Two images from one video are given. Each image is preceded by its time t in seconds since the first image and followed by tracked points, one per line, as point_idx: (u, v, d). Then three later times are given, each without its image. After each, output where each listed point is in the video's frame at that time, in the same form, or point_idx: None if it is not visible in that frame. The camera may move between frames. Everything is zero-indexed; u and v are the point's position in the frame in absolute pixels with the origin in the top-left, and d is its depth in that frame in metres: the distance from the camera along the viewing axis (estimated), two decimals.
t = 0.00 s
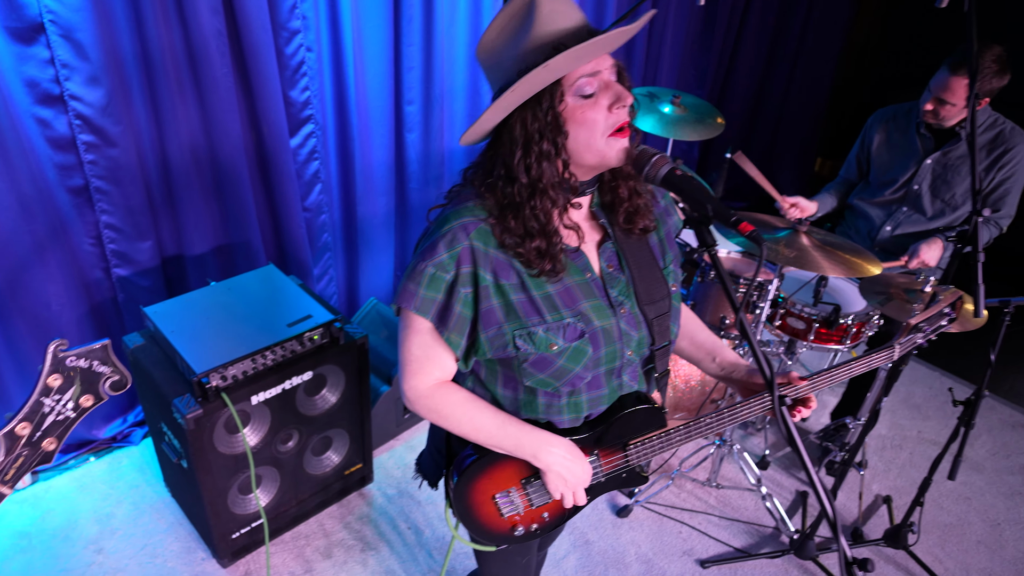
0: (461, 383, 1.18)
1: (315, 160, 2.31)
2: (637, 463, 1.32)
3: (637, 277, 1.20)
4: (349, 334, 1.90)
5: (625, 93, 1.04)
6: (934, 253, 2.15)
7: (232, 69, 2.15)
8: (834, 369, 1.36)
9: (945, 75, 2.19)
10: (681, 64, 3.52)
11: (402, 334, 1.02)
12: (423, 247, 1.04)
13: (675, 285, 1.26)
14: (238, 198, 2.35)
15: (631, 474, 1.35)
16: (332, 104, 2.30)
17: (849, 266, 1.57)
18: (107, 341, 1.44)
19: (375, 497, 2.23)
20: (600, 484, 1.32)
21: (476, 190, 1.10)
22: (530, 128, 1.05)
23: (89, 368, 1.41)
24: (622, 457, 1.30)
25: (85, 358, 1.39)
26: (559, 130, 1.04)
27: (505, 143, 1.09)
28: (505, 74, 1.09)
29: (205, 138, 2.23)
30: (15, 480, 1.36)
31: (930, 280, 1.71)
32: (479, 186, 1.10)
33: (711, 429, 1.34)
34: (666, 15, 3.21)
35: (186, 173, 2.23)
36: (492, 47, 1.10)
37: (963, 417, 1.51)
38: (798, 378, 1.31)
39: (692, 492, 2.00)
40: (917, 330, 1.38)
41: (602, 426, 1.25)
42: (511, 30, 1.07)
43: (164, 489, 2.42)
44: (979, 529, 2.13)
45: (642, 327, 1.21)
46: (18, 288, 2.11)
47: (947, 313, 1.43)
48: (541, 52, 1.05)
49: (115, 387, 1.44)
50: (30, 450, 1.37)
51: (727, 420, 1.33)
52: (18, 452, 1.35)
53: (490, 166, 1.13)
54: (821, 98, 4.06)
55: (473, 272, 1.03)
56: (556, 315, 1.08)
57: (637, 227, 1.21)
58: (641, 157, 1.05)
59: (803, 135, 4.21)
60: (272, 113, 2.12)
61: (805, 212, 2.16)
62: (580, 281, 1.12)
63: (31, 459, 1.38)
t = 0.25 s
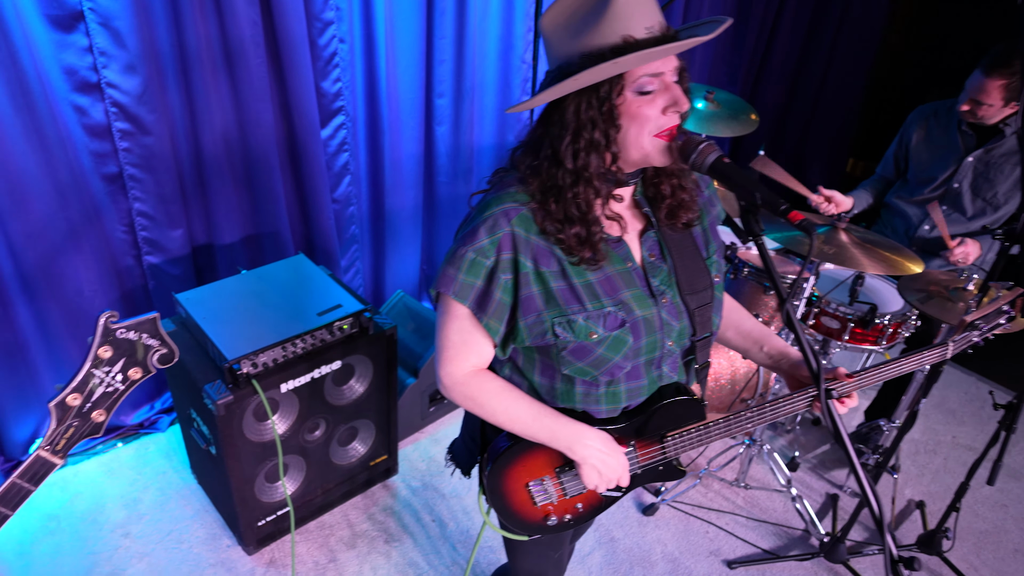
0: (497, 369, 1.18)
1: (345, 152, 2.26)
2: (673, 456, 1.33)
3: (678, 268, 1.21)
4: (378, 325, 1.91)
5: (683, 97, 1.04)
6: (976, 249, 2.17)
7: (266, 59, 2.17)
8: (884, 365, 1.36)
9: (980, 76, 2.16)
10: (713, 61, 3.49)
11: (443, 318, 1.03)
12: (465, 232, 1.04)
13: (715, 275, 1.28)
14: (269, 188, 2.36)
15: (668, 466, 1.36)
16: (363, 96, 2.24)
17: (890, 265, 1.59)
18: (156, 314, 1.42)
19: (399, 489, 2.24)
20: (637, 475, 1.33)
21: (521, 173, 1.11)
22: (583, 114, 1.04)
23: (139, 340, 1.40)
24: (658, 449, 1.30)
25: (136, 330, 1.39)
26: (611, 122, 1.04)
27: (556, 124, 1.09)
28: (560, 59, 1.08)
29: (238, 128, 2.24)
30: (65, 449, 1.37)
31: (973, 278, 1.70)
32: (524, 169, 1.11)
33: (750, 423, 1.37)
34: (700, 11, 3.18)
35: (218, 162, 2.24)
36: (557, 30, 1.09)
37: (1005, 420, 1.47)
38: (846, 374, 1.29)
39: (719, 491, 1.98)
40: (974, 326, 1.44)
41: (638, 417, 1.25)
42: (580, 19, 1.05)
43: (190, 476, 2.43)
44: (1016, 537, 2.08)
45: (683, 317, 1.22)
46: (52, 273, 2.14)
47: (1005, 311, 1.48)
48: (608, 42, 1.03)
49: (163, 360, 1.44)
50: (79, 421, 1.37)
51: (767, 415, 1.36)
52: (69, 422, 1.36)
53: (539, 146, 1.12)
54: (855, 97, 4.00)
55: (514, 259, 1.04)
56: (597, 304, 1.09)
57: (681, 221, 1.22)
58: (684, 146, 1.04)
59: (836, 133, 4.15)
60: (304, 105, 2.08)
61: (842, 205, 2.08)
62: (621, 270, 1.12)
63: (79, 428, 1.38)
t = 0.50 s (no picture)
0: (536, 366, 1.24)
1: (377, 147, 2.25)
2: (711, 455, 1.35)
3: (721, 266, 1.25)
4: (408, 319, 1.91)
5: (733, 92, 1.08)
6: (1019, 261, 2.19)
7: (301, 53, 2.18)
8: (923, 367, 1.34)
9: None
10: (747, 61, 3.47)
11: (485, 311, 1.09)
12: (510, 225, 1.10)
13: (759, 275, 1.32)
14: (301, 180, 2.37)
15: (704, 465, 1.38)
16: (395, 91, 2.23)
17: (932, 266, 1.61)
18: (201, 298, 1.45)
19: (425, 483, 2.24)
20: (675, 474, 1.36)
21: (567, 165, 1.17)
22: (631, 107, 1.10)
23: (184, 326, 1.42)
24: (696, 449, 1.33)
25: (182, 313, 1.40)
26: (659, 117, 1.10)
27: (602, 116, 1.16)
28: (613, 49, 1.12)
29: (272, 121, 2.26)
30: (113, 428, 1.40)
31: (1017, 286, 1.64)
32: (570, 161, 1.17)
33: (789, 424, 1.38)
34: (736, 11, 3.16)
35: (252, 155, 2.26)
36: (607, 24, 1.12)
37: None
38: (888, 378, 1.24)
39: (748, 495, 1.96)
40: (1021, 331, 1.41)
41: (677, 416, 1.28)
42: (634, 10, 1.08)
43: (217, 465, 2.45)
44: None
45: (726, 316, 1.26)
46: (88, 262, 2.18)
47: None
48: (661, 36, 1.06)
49: (208, 344, 1.47)
50: (127, 402, 1.38)
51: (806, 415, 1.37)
52: (117, 404, 1.37)
53: (586, 137, 1.18)
54: (892, 96, 3.97)
55: (558, 251, 1.10)
56: (641, 300, 1.14)
57: (725, 221, 1.26)
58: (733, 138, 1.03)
59: (872, 133, 4.10)
60: (337, 98, 2.07)
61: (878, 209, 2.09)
62: (665, 266, 1.18)
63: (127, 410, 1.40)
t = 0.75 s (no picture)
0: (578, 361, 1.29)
1: (412, 142, 2.24)
2: (754, 454, 1.38)
3: (769, 262, 1.29)
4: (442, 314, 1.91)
5: (784, 93, 1.09)
6: None
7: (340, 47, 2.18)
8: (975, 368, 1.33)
9: None
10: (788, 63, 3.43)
11: (530, 306, 1.13)
12: (557, 220, 1.14)
13: (806, 272, 1.36)
14: (337, 174, 2.37)
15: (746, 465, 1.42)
16: (432, 87, 2.22)
17: (981, 275, 1.61)
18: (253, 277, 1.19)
19: (453, 479, 2.25)
20: (717, 473, 1.40)
21: (613, 161, 1.20)
22: (679, 106, 1.12)
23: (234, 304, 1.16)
24: (739, 447, 1.36)
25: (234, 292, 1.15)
26: (706, 117, 1.11)
27: (649, 113, 1.18)
28: (663, 47, 1.13)
29: (311, 115, 2.28)
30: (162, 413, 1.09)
31: None
32: (617, 156, 1.20)
33: (833, 425, 1.40)
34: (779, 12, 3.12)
35: (289, 148, 2.27)
36: (659, 18, 1.13)
37: None
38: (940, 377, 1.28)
39: (780, 502, 1.94)
40: None
41: (723, 412, 1.30)
42: (685, 9, 1.10)
43: (247, 454, 2.48)
44: None
45: (773, 313, 1.29)
46: (127, 249, 2.22)
47: None
48: (712, 37, 1.07)
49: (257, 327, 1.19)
50: (179, 382, 1.10)
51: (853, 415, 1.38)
52: (166, 383, 1.08)
53: (632, 134, 1.21)
54: (938, 100, 3.89)
55: (605, 246, 1.14)
56: (688, 296, 1.17)
57: (772, 218, 1.30)
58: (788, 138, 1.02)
59: (915, 138, 4.02)
60: (374, 93, 2.07)
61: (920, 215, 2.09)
62: (713, 263, 1.21)
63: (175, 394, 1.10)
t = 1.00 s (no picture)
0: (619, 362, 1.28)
1: (456, 139, 2.24)
2: (798, 463, 1.34)
3: (819, 267, 1.26)
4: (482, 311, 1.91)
5: (843, 95, 1.06)
6: None
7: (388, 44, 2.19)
8: None
9: None
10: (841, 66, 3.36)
11: (572, 306, 1.12)
12: (603, 221, 1.13)
13: (856, 279, 1.33)
14: (380, 170, 2.39)
15: (789, 474, 1.40)
16: (478, 84, 2.22)
17: None
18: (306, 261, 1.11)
19: (486, 477, 2.24)
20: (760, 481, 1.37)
21: (663, 160, 1.18)
22: (735, 100, 1.11)
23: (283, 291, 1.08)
24: (783, 455, 1.33)
25: (283, 277, 1.07)
26: (764, 113, 1.10)
27: (705, 107, 1.16)
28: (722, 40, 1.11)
29: (357, 110, 2.29)
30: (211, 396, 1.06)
31: None
32: (666, 155, 1.19)
33: (882, 434, 1.38)
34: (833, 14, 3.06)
35: (334, 142, 2.29)
36: (721, 12, 1.11)
37: None
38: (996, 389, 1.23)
39: (821, 515, 1.92)
40: None
41: (769, 418, 1.29)
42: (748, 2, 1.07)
43: (283, 444, 2.50)
44: None
45: (823, 319, 1.27)
46: (174, 239, 2.26)
47: None
48: (775, 31, 1.05)
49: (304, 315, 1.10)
50: (229, 364, 1.05)
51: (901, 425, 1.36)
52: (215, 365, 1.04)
53: (685, 128, 1.19)
54: (999, 106, 3.77)
55: (652, 247, 1.12)
56: (735, 299, 1.15)
57: (824, 226, 1.28)
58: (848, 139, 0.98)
59: (972, 146, 3.92)
60: (421, 89, 2.07)
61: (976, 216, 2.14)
62: (761, 266, 1.19)
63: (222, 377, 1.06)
